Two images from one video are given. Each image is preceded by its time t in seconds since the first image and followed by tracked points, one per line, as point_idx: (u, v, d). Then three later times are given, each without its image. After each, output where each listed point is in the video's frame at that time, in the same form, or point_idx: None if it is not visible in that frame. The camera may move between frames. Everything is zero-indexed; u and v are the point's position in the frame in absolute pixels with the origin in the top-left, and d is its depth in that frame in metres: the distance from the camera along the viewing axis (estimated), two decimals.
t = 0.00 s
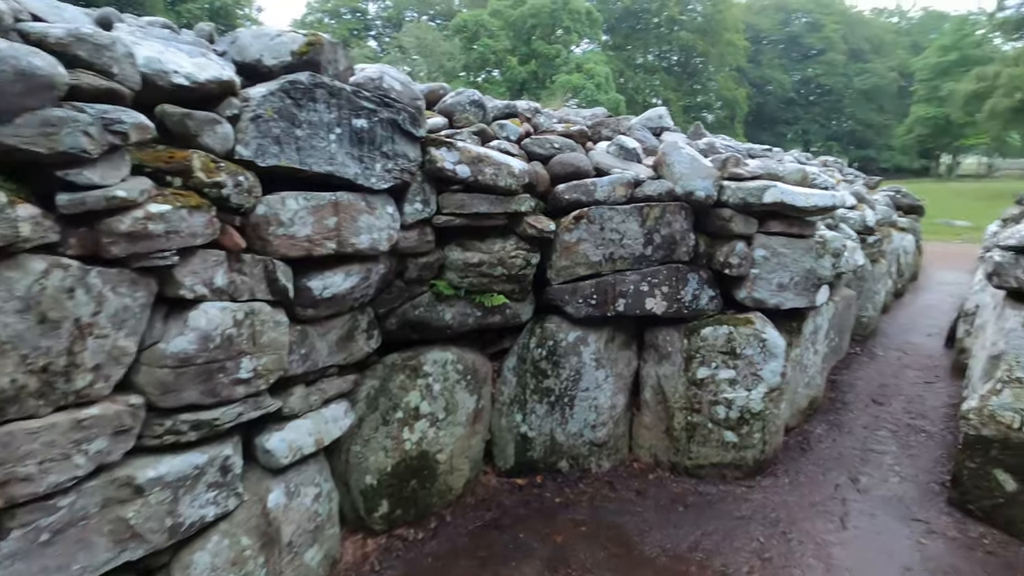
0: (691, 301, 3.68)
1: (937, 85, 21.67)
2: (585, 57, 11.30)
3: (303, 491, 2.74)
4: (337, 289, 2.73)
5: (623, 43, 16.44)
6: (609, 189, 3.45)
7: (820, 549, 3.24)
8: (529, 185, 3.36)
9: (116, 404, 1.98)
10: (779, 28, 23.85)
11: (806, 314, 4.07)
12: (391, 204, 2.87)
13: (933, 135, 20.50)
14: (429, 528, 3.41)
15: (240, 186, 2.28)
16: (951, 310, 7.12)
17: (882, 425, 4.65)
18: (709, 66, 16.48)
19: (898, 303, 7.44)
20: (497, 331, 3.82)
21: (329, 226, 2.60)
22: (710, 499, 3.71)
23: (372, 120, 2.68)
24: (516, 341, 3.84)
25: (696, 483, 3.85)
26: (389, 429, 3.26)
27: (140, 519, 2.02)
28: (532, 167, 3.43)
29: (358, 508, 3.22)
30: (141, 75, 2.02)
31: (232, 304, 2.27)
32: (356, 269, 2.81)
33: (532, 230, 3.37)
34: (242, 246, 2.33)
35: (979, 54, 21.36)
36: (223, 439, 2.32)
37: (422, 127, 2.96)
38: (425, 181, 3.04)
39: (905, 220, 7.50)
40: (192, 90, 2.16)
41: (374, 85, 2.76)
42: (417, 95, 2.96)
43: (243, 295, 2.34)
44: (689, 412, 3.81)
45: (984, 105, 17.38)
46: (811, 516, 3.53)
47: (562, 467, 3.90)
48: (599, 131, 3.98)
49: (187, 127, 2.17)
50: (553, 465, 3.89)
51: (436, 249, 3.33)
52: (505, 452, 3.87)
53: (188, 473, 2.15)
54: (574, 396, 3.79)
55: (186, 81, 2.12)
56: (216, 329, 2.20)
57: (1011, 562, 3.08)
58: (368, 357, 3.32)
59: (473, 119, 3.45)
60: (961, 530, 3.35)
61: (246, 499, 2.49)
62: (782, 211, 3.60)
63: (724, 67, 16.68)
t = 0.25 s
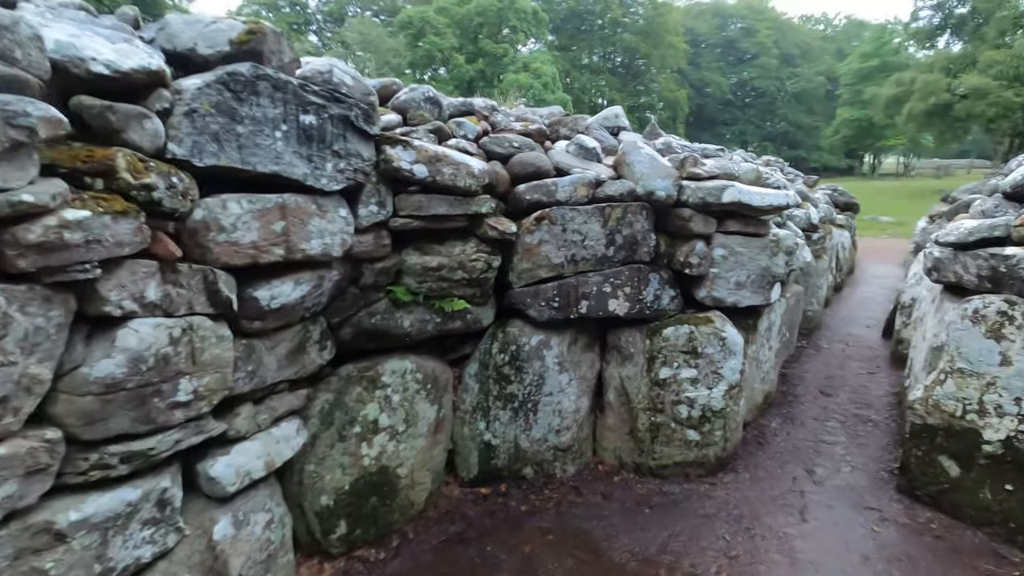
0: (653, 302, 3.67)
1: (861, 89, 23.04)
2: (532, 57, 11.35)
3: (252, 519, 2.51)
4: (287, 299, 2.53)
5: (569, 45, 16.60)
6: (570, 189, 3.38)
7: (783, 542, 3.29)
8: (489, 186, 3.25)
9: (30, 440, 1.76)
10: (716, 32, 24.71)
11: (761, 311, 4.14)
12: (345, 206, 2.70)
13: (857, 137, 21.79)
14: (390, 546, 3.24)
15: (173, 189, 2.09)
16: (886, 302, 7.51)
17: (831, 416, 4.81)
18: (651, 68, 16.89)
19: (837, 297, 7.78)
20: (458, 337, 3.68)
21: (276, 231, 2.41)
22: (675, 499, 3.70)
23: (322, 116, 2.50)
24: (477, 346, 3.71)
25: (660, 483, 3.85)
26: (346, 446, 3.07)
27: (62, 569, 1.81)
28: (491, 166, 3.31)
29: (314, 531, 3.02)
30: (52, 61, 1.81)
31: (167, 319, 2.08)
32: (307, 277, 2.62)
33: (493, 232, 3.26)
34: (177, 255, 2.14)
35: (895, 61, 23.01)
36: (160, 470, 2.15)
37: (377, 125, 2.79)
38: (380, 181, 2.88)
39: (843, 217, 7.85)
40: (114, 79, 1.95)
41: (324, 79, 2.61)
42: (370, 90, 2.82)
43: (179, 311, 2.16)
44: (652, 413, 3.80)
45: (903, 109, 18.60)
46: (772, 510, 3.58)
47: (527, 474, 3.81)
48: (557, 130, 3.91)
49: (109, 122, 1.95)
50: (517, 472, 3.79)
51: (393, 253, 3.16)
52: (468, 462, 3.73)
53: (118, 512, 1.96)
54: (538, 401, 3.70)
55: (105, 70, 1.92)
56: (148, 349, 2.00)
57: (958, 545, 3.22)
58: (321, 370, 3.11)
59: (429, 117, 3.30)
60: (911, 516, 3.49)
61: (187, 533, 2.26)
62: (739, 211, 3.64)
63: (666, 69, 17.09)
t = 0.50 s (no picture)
0: (611, 302, 3.64)
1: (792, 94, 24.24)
2: (478, 56, 11.24)
3: (191, 551, 2.30)
4: (226, 311, 2.35)
5: (514, 44, 16.57)
6: (527, 190, 3.31)
7: (742, 537, 3.34)
8: (444, 186, 3.13)
9: None
10: (656, 35, 25.36)
11: (714, 309, 4.21)
12: (290, 208, 2.52)
13: (787, 138, 22.91)
14: (346, 567, 3.06)
15: (89, 190, 1.88)
16: (823, 296, 7.87)
17: (779, 409, 4.96)
18: (594, 70, 17.12)
19: (779, 292, 8.09)
20: (413, 343, 3.53)
21: (213, 237, 2.23)
22: (636, 499, 3.70)
23: (262, 111, 2.33)
24: (434, 352, 3.58)
25: (621, 483, 3.84)
26: (296, 464, 2.88)
27: None
28: (446, 166, 3.20)
29: (262, 557, 2.81)
30: None
31: (88, 338, 1.90)
32: (249, 285, 2.43)
33: (449, 235, 3.14)
34: (97, 265, 1.95)
35: (820, 67, 24.35)
36: (84, 507, 1.96)
37: (323, 122, 2.62)
38: (328, 182, 2.71)
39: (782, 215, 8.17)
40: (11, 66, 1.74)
41: (264, 71, 2.40)
42: (315, 85, 2.62)
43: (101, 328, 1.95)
44: (612, 414, 3.78)
45: (829, 112, 19.68)
46: (730, 505, 3.64)
47: (488, 482, 3.71)
48: (511, 129, 3.82)
49: (10, 114, 1.75)
50: (477, 480, 3.69)
51: (343, 258, 2.98)
52: (427, 473, 3.60)
53: (35, 557, 1.78)
54: (498, 407, 3.61)
55: (3, 53, 1.71)
56: (64, 374, 1.82)
57: (902, 529, 3.37)
58: (267, 384, 2.90)
59: (379, 114, 3.15)
60: (858, 503, 3.63)
61: (116, 574, 2.03)
62: (693, 210, 3.68)
63: (608, 70, 17.33)
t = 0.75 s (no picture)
0: (573, 300, 3.56)
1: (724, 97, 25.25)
2: (418, 53, 10.95)
3: None
4: (156, 319, 2.09)
5: (454, 42, 16.30)
6: (486, 185, 3.17)
7: (707, 532, 3.34)
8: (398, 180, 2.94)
9: None
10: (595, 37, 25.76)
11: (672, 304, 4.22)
12: (228, 204, 2.29)
13: (720, 139, 23.87)
14: None
15: None
16: (764, 290, 8.17)
17: (732, 401, 5.06)
18: (535, 70, 17.13)
19: (723, 286, 8.33)
20: (367, 348, 3.31)
21: (138, 235, 1.97)
22: (601, 500, 3.64)
23: (195, 95, 2.09)
24: (389, 358, 3.37)
25: (585, 484, 3.77)
26: (240, 485, 2.62)
27: None
28: (399, 160, 3.01)
29: None
30: None
31: None
32: (182, 290, 2.18)
33: (404, 233, 2.96)
34: None
35: (749, 72, 25.72)
36: None
37: (265, 109, 2.39)
38: (271, 175, 2.48)
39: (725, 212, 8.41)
40: None
41: (195, 50, 2.16)
42: (255, 67, 2.40)
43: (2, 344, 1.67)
44: (575, 414, 3.71)
45: (758, 115, 20.62)
46: (693, 500, 3.65)
47: (449, 491, 3.55)
48: (466, 122, 3.67)
49: None
50: (438, 490, 3.52)
51: (289, 259, 2.74)
52: (384, 485, 3.39)
53: None
54: (458, 412, 3.45)
55: None
56: None
57: (856, 514, 3.47)
58: (205, 399, 2.62)
59: (326, 102, 2.93)
60: (813, 491, 3.72)
61: None
62: (652, 206, 3.65)
63: (550, 70, 17.43)
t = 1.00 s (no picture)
0: (545, 305, 3.45)
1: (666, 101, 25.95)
2: (361, 52, 10.52)
3: None
4: (92, 342, 1.82)
5: (397, 41, 15.86)
6: (457, 186, 3.00)
7: (686, 536, 3.31)
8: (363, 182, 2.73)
9: None
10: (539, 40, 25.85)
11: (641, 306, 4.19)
12: (175, 209, 2.05)
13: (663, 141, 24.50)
14: None
15: None
16: (716, 288, 8.37)
17: (697, 400, 5.10)
18: (481, 72, 16.93)
19: (677, 285, 8.47)
20: (329, 362, 3.08)
21: (69, 245, 1.71)
22: (578, 509, 3.55)
23: (134, 83, 1.86)
24: (354, 372, 3.15)
25: (561, 494, 3.66)
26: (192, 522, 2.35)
27: None
28: (363, 160, 2.80)
29: None
30: None
31: None
32: (123, 308, 1.91)
33: (371, 238, 2.76)
34: None
35: (686, 77, 26.75)
36: None
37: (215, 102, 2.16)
38: (223, 176, 2.25)
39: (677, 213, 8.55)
40: None
41: (133, 32, 1.92)
42: (203, 55, 2.14)
43: None
44: (550, 422, 3.60)
45: (697, 119, 21.29)
46: (669, 503, 3.62)
47: (420, 510, 3.36)
48: (430, 120, 3.49)
49: None
50: (408, 509, 3.32)
51: (244, 268, 2.48)
52: (350, 508, 3.16)
53: None
54: (429, 426, 3.27)
55: None
56: None
57: (826, 508, 3.54)
58: (149, 428, 2.33)
59: (280, 95, 2.71)
60: (784, 487, 3.78)
61: None
62: (623, 207, 3.60)
63: (496, 72, 17.32)
